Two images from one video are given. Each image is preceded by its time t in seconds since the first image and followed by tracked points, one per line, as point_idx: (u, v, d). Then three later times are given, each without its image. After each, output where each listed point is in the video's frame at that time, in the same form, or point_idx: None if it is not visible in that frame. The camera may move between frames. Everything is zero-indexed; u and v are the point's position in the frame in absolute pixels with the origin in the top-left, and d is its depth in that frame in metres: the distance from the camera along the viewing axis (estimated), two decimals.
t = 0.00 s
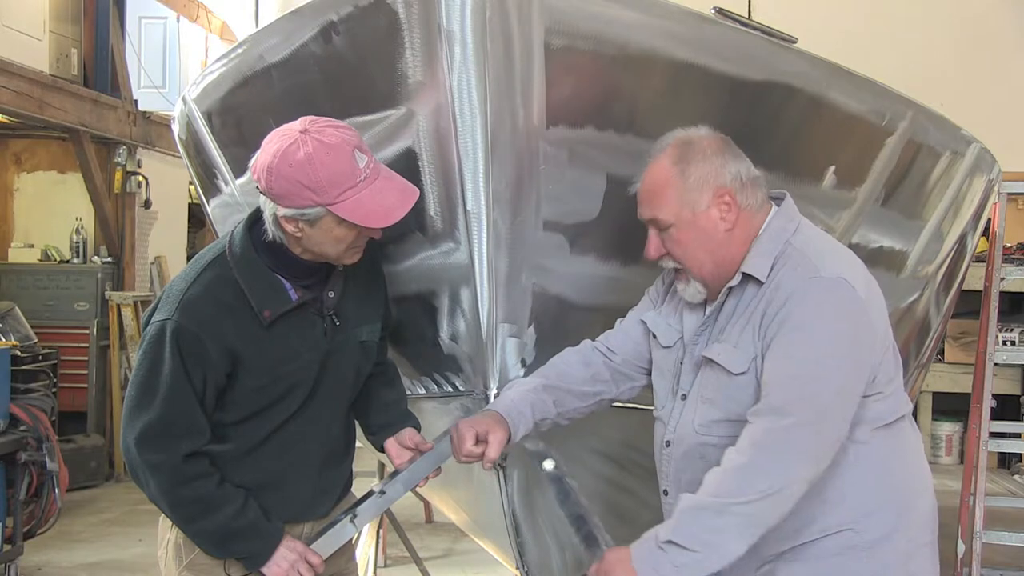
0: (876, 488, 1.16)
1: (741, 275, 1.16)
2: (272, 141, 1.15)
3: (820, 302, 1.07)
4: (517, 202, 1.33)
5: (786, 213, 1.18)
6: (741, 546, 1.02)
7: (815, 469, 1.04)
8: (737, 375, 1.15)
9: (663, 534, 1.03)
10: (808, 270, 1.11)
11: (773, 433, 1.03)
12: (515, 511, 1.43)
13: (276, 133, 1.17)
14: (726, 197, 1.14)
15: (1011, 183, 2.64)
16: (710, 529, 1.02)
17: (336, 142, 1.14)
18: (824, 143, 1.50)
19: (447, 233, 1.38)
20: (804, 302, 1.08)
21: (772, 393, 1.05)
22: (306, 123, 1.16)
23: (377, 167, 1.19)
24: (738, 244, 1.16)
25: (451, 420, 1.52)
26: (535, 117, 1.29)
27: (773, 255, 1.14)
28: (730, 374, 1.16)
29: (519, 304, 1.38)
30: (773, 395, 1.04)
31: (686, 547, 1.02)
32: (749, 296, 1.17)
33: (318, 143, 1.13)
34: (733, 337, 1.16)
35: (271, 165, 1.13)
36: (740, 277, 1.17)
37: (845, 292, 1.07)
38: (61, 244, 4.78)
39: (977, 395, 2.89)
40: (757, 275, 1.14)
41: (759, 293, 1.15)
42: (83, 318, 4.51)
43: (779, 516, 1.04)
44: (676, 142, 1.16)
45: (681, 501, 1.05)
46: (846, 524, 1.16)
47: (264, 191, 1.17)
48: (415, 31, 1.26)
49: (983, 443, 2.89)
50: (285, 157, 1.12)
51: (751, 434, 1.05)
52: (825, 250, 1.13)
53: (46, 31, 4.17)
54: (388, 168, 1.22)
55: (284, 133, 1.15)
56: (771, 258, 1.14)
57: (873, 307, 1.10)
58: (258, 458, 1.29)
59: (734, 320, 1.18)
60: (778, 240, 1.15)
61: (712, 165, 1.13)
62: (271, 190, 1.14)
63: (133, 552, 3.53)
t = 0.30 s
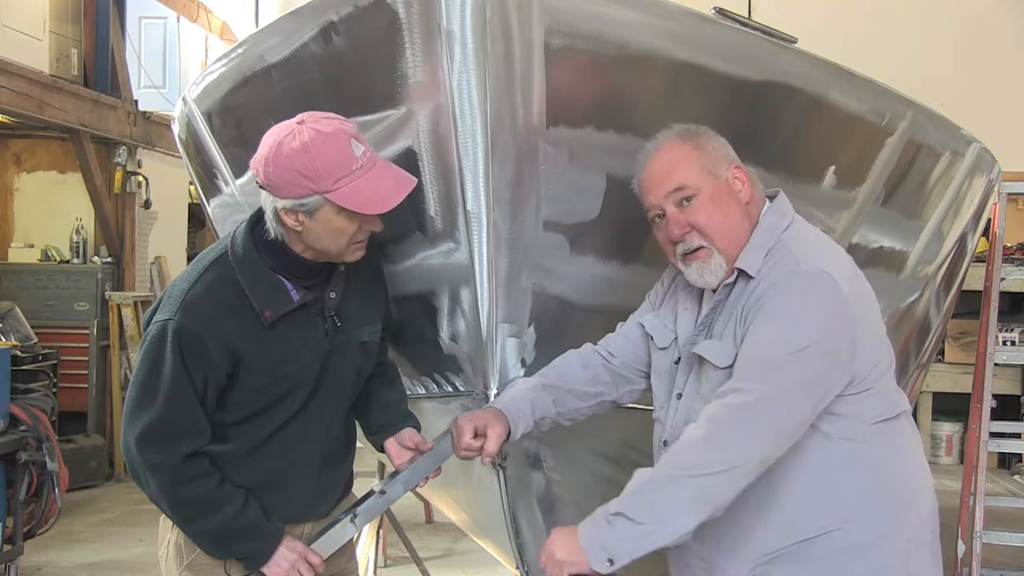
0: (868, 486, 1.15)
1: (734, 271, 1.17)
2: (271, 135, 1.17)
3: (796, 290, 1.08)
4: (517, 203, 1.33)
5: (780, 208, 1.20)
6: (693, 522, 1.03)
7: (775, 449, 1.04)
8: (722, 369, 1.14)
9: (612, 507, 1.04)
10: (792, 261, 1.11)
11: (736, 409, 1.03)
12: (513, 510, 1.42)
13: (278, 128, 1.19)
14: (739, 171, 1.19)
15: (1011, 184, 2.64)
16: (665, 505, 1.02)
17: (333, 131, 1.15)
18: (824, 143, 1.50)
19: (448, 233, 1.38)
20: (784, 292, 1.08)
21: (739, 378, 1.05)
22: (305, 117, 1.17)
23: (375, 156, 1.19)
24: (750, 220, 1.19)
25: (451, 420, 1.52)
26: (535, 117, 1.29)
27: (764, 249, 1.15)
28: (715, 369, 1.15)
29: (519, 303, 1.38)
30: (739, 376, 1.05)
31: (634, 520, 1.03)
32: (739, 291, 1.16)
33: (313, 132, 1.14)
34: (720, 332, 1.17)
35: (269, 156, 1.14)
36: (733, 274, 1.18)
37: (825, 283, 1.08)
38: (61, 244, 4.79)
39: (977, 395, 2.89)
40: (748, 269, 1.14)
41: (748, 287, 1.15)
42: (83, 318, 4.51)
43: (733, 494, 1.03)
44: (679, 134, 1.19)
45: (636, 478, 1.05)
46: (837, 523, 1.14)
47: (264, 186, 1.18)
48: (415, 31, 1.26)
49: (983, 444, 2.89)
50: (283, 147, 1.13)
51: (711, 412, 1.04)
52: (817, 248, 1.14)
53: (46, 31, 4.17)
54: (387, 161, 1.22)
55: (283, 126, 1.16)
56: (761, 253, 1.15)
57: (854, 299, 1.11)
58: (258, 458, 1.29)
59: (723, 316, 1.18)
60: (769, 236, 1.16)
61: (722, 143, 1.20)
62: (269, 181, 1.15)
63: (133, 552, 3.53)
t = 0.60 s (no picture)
0: (863, 487, 1.15)
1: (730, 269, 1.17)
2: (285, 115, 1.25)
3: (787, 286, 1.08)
4: (517, 203, 1.32)
5: (776, 206, 1.20)
6: (677, 511, 1.05)
7: (762, 443, 1.05)
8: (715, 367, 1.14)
9: (596, 495, 1.08)
10: (785, 257, 1.12)
11: (725, 400, 1.04)
12: (514, 510, 1.42)
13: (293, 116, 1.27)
14: (736, 169, 1.20)
15: (1011, 184, 2.64)
16: (650, 493, 1.05)
17: (324, 108, 1.20)
18: (824, 143, 1.50)
19: (447, 233, 1.38)
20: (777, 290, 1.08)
21: (728, 374, 1.06)
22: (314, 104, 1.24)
23: (359, 140, 1.20)
24: (743, 219, 1.20)
25: (451, 420, 1.51)
26: (535, 117, 1.29)
27: (760, 246, 1.15)
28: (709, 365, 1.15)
29: (519, 303, 1.38)
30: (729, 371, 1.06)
31: (619, 508, 1.06)
32: (733, 288, 1.17)
33: (306, 109, 1.21)
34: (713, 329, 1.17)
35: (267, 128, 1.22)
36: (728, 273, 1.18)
37: (816, 279, 1.09)
38: (61, 244, 4.79)
39: (977, 395, 2.89)
40: (742, 266, 1.14)
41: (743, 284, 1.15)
42: (83, 318, 4.51)
43: (718, 486, 1.05)
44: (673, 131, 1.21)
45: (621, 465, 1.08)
46: (831, 524, 1.14)
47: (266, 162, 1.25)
48: (415, 31, 1.26)
49: (983, 444, 2.89)
50: (278, 119, 1.21)
51: (697, 403, 1.06)
52: (816, 247, 1.14)
53: (46, 31, 4.17)
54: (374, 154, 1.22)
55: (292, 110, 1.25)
56: (758, 250, 1.14)
57: (849, 297, 1.11)
58: (259, 458, 1.29)
59: (716, 311, 1.18)
60: (765, 234, 1.16)
61: (720, 143, 1.21)
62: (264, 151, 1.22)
63: (133, 552, 3.53)
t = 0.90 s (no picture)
0: (863, 488, 1.14)
1: (731, 275, 1.13)
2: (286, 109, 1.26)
3: (802, 298, 1.04)
4: (516, 203, 1.33)
5: (782, 211, 1.16)
6: (704, 533, 1.02)
7: (785, 458, 1.02)
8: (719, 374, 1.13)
9: (625, 514, 1.04)
10: (793, 267, 1.08)
11: (750, 421, 1.02)
12: (514, 510, 1.42)
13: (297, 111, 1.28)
14: (713, 214, 1.10)
15: (1011, 184, 2.64)
16: (673, 511, 1.02)
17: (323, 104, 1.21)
18: (824, 142, 1.50)
19: (447, 233, 1.38)
20: (787, 297, 1.05)
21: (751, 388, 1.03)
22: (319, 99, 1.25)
23: (356, 136, 1.20)
24: (724, 257, 1.14)
25: (451, 420, 1.51)
26: (535, 118, 1.29)
27: (765, 254, 1.11)
28: (713, 372, 1.14)
29: (519, 303, 1.38)
30: (752, 387, 1.03)
31: (647, 528, 1.03)
32: (738, 295, 1.13)
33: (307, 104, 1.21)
34: (716, 334, 1.14)
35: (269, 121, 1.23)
36: (730, 277, 1.14)
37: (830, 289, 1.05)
38: (61, 244, 4.78)
39: (977, 395, 2.89)
40: (746, 274, 1.11)
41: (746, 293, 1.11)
42: (83, 318, 4.51)
43: (742, 509, 1.03)
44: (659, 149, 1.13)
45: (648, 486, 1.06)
46: (831, 526, 1.14)
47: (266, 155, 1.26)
48: (415, 31, 1.26)
49: (983, 444, 2.89)
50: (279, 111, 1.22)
51: (721, 422, 1.04)
52: (821, 250, 1.11)
53: (46, 30, 4.17)
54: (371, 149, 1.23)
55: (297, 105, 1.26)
56: (761, 258, 1.11)
57: (860, 307, 1.08)
58: (259, 458, 1.29)
59: (723, 317, 1.15)
60: (771, 238, 1.12)
61: (698, 182, 1.09)
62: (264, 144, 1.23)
63: (133, 552, 3.53)
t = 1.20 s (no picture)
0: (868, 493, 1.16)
1: (746, 284, 1.16)
2: (273, 132, 1.16)
3: (831, 322, 1.06)
4: (516, 203, 1.33)
5: (795, 218, 1.18)
6: (764, 569, 1.06)
7: (834, 491, 1.05)
8: (734, 386, 1.16)
9: (687, 556, 1.08)
10: (811, 286, 1.10)
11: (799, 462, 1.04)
12: (515, 511, 1.43)
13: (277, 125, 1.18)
14: (726, 231, 1.12)
15: (1011, 184, 2.64)
16: (736, 553, 1.06)
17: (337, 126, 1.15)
18: (824, 143, 1.51)
19: (448, 233, 1.38)
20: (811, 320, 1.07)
21: (789, 419, 1.06)
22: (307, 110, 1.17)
23: (379, 152, 1.19)
24: (736, 270, 1.16)
25: (451, 419, 1.50)
26: (535, 119, 1.29)
27: (779, 266, 1.14)
28: (727, 386, 1.17)
29: (519, 303, 1.38)
30: (794, 421, 1.05)
31: (713, 569, 1.07)
32: (752, 305, 1.16)
33: (317, 127, 1.14)
34: (732, 347, 1.17)
35: (273, 152, 1.13)
36: (743, 286, 1.17)
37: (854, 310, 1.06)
38: (61, 245, 4.79)
39: (977, 395, 2.89)
40: (761, 284, 1.14)
41: (761, 304, 1.15)
42: (83, 319, 4.51)
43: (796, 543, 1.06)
44: (670, 165, 1.14)
45: (705, 525, 1.09)
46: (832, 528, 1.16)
47: (266, 182, 1.16)
48: (415, 31, 1.25)
49: (983, 443, 2.89)
50: (287, 141, 1.13)
51: (769, 460, 1.06)
52: (832, 262, 1.13)
53: (46, 31, 4.17)
54: (389, 156, 1.22)
55: (285, 124, 1.16)
56: (775, 270, 1.14)
57: (880, 321, 1.09)
58: (259, 458, 1.29)
59: (736, 328, 1.18)
60: (784, 249, 1.15)
61: (711, 201, 1.11)
62: (274, 177, 1.14)
63: (133, 552, 3.53)
